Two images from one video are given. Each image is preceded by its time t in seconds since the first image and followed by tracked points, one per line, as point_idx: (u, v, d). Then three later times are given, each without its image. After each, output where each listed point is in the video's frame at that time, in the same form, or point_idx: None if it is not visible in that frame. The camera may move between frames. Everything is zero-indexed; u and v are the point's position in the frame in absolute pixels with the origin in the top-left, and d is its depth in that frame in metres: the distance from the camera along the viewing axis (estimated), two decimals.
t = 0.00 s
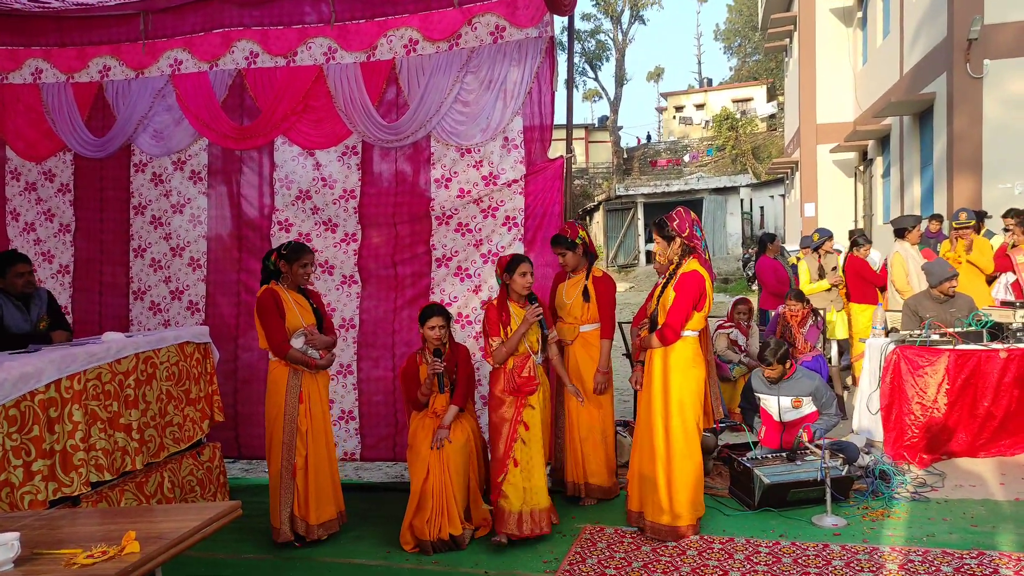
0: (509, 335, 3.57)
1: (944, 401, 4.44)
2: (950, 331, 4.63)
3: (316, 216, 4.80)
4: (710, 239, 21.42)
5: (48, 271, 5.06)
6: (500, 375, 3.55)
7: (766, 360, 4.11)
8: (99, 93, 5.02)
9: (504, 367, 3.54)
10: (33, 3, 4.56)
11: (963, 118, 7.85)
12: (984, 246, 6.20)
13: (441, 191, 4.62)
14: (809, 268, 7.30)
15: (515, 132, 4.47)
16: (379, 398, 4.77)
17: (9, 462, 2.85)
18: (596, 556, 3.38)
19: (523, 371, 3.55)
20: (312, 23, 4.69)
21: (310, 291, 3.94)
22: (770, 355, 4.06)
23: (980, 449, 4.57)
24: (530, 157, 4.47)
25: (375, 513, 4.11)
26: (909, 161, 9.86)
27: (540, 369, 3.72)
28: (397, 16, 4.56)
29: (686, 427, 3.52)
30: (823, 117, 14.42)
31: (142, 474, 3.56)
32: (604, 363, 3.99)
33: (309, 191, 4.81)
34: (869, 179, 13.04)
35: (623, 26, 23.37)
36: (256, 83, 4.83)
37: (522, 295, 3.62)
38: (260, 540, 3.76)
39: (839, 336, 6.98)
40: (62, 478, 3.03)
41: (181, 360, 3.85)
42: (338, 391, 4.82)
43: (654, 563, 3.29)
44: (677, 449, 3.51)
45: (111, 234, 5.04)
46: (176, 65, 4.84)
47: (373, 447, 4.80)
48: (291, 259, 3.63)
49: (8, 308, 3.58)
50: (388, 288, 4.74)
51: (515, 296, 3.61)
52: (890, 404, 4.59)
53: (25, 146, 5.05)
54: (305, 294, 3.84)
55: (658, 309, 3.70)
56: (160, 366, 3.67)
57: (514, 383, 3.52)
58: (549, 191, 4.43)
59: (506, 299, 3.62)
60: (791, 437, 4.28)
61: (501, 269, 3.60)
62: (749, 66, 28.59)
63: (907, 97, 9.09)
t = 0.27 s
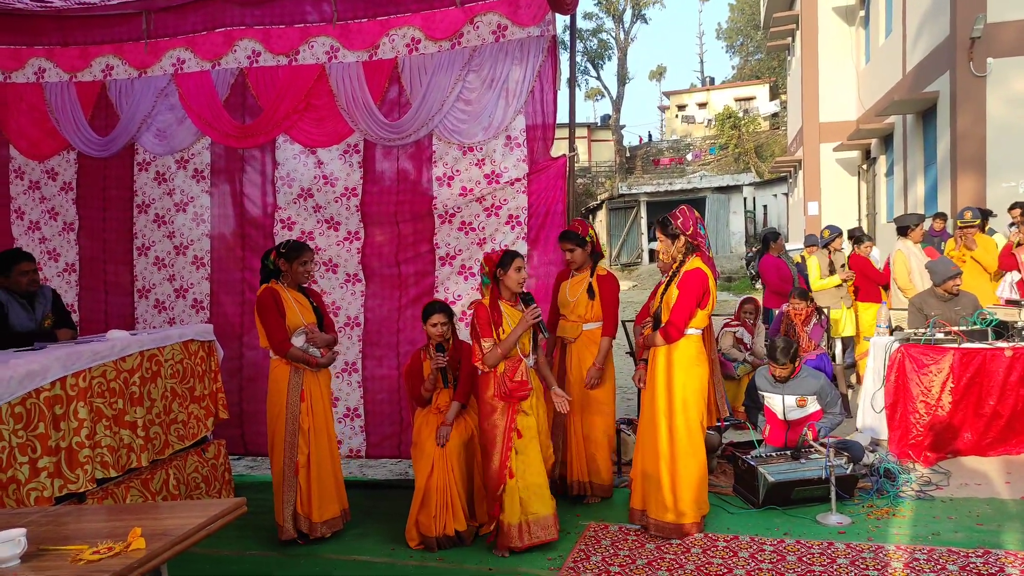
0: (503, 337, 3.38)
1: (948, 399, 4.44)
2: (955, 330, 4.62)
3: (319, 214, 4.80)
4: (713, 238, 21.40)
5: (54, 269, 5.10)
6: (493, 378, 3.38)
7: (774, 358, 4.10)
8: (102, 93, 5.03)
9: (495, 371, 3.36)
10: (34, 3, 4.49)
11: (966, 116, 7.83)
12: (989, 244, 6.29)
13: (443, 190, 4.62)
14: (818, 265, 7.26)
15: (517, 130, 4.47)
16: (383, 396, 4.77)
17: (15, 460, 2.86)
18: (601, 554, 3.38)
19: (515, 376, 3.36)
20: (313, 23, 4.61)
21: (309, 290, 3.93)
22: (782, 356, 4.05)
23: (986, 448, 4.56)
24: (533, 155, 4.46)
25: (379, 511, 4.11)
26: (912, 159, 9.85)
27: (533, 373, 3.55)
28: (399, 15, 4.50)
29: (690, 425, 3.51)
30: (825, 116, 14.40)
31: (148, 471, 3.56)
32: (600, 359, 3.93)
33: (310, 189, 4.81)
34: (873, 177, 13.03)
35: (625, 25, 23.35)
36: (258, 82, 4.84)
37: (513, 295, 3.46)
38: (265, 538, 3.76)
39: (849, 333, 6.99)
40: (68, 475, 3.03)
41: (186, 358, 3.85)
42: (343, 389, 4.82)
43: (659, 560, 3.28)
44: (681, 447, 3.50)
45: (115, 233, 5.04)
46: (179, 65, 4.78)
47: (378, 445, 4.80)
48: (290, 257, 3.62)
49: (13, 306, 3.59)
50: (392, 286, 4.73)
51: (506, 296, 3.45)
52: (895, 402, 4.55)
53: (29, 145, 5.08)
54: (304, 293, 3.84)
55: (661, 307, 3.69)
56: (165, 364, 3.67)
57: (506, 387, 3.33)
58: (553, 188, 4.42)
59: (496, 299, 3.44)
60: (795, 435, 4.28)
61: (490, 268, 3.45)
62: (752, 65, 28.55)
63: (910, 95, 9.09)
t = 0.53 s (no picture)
0: (495, 338, 3.25)
1: (947, 399, 4.43)
2: (953, 329, 4.61)
3: (317, 211, 4.80)
4: (713, 236, 21.41)
5: (54, 265, 5.10)
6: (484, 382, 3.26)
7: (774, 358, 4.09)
8: (103, 89, 5.04)
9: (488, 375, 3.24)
10: None
11: (967, 115, 7.82)
12: (989, 242, 6.27)
13: (442, 187, 4.62)
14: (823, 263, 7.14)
15: (518, 128, 4.47)
16: (382, 393, 4.78)
17: (13, 455, 2.87)
18: (598, 551, 3.39)
19: (507, 380, 3.27)
20: (315, 19, 4.60)
21: (304, 288, 3.94)
22: (784, 356, 4.06)
23: (983, 448, 4.57)
24: (532, 153, 4.46)
25: (378, 508, 4.12)
26: (913, 158, 9.84)
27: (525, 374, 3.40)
28: (400, 12, 4.49)
29: (688, 422, 3.52)
30: (827, 114, 14.38)
31: (145, 468, 3.57)
32: (580, 349, 4.04)
33: (309, 185, 4.82)
34: (873, 176, 13.02)
35: (627, 23, 23.30)
36: (258, 78, 4.86)
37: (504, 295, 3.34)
38: (263, 534, 3.77)
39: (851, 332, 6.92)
40: (65, 471, 3.04)
41: (184, 355, 3.85)
42: (342, 386, 4.83)
43: (656, 558, 3.29)
44: (679, 445, 3.50)
45: (114, 229, 5.04)
46: (180, 61, 4.79)
47: (377, 442, 4.81)
48: (286, 254, 3.63)
49: (12, 302, 3.60)
50: (391, 284, 4.74)
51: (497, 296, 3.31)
52: (893, 401, 4.55)
53: (29, 141, 5.08)
54: (300, 291, 3.85)
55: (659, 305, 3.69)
56: (164, 361, 3.68)
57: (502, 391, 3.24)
58: (552, 186, 4.43)
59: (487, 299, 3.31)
60: (793, 434, 4.26)
61: (481, 267, 3.32)
62: (753, 63, 28.53)
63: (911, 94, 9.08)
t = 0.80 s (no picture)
0: (500, 352, 3.00)
1: (948, 399, 4.45)
2: (953, 329, 4.62)
3: (316, 212, 4.79)
4: (711, 236, 21.43)
5: (54, 267, 5.09)
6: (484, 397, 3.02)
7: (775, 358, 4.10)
8: (100, 90, 4.99)
9: (491, 391, 3.00)
10: None
11: (964, 116, 7.84)
12: (988, 242, 6.23)
13: (441, 187, 4.61)
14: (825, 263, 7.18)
15: (515, 129, 4.46)
16: (382, 394, 4.76)
17: (15, 458, 2.86)
18: (600, 553, 3.38)
19: (508, 399, 2.99)
20: (313, 20, 4.70)
21: (301, 288, 3.92)
22: (783, 357, 4.06)
23: (985, 449, 4.56)
24: (531, 153, 4.45)
25: (379, 509, 4.11)
26: (911, 159, 9.86)
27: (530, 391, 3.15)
28: (398, 13, 4.59)
29: (688, 422, 3.51)
30: (824, 115, 14.41)
31: (146, 469, 3.55)
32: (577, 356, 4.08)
33: (308, 186, 4.80)
34: (871, 177, 13.05)
35: (624, 24, 23.32)
36: (256, 79, 4.79)
37: (507, 306, 3.07)
38: (263, 536, 3.76)
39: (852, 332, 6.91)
40: (68, 473, 3.03)
41: (184, 357, 3.84)
42: (343, 388, 4.82)
43: (658, 559, 3.29)
44: (680, 446, 3.50)
45: (113, 231, 5.02)
46: (177, 62, 4.85)
47: (378, 443, 4.80)
48: (284, 256, 3.62)
49: (12, 303, 3.58)
50: (391, 285, 4.73)
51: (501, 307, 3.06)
52: (894, 402, 4.56)
53: (26, 142, 5.05)
54: (298, 292, 3.83)
55: (658, 306, 3.68)
56: (164, 362, 3.66)
57: (502, 410, 2.98)
58: (552, 187, 4.42)
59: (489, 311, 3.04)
60: (793, 435, 4.27)
61: (482, 277, 3.05)
62: (750, 64, 28.58)
63: (908, 95, 9.10)
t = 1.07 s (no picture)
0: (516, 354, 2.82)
1: (946, 404, 4.45)
2: (952, 334, 4.64)
3: (315, 215, 4.80)
4: (712, 240, 21.46)
5: (53, 270, 5.09)
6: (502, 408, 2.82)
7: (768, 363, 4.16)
8: (102, 93, 5.02)
9: (513, 398, 2.80)
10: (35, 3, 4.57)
11: (964, 121, 7.85)
12: (987, 247, 6.24)
13: (441, 191, 4.62)
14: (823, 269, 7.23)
15: (517, 133, 4.47)
16: (381, 397, 4.77)
17: (12, 461, 2.85)
18: (597, 557, 3.39)
19: (534, 400, 2.84)
20: (315, 24, 4.70)
21: (299, 292, 3.93)
22: (773, 360, 4.13)
23: (981, 454, 4.56)
24: (531, 157, 4.47)
25: (377, 513, 4.11)
26: (911, 163, 9.86)
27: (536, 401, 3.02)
28: (400, 17, 4.57)
29: (687, 426, 3.52)
30: (825, 119, 14.42)
31: (142, 473, 3.56)
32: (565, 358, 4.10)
33: (308, 190, 4.81)
34: (871, 181, 13.06)
35: (625, 28, 23.34)
36: (258, 82, 4.83)
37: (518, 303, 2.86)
38: (261, 539, 3.76)
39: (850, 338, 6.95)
40: (63, 477, 3.03)
41: (182, 360, 3.85)
42: (342, 391, 4.82)
43: (655, 564, 3.29)
44: (678, 450, 3.50)
45: (113, 234, 5.04)
46: (179, 65, 4.85)
47: (377, 446, 4.80)
48: (281, 259, 3.62)
49: (8, 309, 3.58)
50: (390, 288, 4.74)
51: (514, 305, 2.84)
52: (892, 406, 4.57)
53: (28, 145, 5.07)
54: (295, 295, 3.84)
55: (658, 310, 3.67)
56: (161, 366, 3.67)
57: (530, 418, 2.81)
58: (551, 191, 4.43)
59: (502, 309, 2.81)
60: (792, 439, 4.27)
61: (496, 274, 2.78)
62: (751, 68, 28.62)
63: (909, 99, 9.10)
